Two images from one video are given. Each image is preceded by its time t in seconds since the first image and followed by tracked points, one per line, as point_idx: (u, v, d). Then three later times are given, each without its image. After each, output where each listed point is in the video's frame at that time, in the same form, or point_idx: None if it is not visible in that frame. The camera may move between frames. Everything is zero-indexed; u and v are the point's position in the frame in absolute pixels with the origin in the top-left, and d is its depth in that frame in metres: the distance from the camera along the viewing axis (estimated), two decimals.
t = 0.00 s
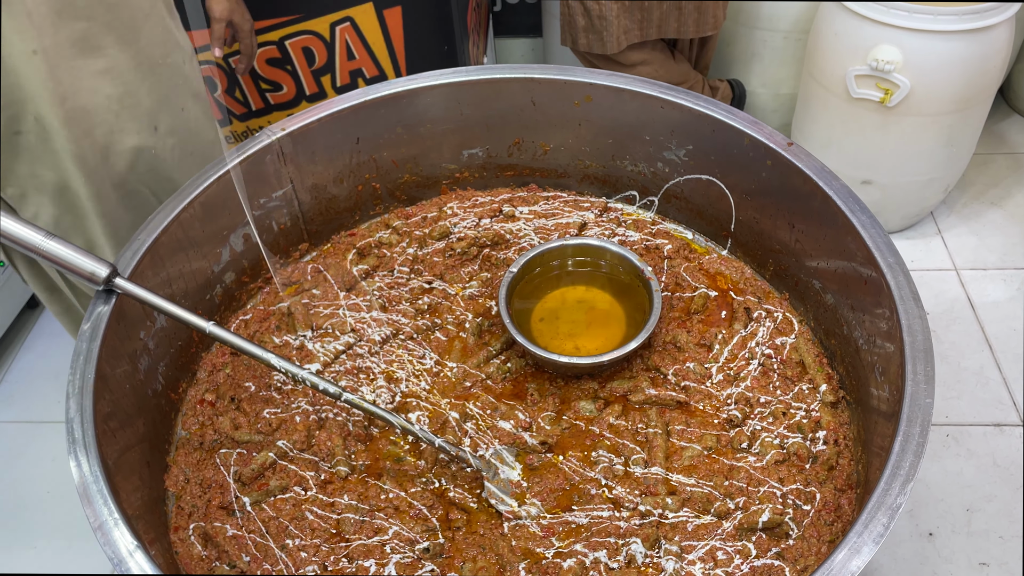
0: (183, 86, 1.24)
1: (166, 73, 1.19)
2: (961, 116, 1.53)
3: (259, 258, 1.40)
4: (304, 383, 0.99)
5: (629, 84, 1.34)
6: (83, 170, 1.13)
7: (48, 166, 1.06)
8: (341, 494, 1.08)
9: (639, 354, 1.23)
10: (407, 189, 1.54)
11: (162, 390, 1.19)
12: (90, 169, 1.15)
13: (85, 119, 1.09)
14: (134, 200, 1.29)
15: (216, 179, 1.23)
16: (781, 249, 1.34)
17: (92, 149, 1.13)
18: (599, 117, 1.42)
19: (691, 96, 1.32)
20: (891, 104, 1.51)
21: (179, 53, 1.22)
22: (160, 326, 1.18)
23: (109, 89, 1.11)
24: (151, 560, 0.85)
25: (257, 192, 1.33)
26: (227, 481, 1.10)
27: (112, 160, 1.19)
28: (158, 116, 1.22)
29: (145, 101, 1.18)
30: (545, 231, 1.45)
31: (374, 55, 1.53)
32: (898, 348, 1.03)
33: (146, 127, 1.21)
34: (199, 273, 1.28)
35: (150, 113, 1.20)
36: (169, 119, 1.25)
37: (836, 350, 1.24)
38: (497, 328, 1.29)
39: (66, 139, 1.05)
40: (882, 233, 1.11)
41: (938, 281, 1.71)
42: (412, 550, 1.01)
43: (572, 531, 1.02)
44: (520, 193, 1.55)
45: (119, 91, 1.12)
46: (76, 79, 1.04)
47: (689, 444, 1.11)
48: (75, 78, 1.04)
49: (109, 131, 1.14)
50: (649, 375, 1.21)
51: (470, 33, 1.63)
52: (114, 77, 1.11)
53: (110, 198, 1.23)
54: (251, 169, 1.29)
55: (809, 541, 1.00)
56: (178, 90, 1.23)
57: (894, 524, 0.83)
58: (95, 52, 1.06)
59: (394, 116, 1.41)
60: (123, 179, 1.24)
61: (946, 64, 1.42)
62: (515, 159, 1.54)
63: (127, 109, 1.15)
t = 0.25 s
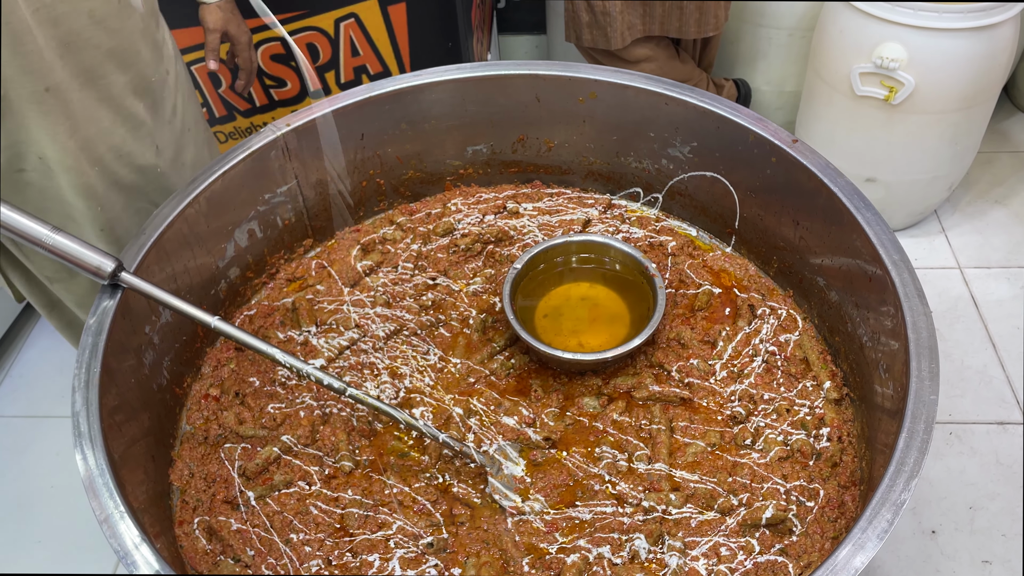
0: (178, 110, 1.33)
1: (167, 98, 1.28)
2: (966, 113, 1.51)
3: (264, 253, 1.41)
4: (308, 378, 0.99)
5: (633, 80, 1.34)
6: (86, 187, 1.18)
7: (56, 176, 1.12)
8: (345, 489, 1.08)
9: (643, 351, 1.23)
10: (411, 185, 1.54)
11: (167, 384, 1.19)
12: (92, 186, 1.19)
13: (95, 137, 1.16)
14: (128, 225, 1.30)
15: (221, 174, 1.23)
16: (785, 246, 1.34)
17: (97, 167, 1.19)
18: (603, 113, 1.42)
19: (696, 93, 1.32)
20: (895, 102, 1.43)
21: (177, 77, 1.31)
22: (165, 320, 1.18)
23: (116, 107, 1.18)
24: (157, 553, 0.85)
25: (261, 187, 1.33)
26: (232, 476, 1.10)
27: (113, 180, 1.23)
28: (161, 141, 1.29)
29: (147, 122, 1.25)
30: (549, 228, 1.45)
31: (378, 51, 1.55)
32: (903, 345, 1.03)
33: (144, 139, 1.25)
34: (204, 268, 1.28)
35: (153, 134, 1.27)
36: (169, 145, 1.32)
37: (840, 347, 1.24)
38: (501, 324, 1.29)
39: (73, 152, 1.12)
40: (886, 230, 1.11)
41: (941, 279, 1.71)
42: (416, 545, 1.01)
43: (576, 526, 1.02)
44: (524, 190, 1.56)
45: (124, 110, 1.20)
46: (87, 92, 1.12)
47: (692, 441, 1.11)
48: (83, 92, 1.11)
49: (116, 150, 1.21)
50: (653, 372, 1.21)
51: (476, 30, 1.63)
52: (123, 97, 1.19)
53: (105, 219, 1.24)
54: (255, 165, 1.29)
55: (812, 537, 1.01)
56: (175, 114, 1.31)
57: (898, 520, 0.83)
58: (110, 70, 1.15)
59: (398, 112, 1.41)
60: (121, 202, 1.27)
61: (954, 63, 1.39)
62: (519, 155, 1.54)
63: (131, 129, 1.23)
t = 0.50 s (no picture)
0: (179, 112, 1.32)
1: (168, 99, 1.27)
2: (969, 111, 1.52)
3: (268, 249, 1.41)
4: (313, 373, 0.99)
5: (637, 78, 1.34)
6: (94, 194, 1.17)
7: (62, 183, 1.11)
8: (349, 484, 1.08)
9: (646, 348, 1.23)
10: (415, 181, 1.54)
11: (171, 380, 1.20)
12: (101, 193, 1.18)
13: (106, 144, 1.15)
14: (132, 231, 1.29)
15: (225, 170, 1.23)
16: (788, 244, 1.34)
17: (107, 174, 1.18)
18: (607, 111, 1.43)
19: (699, 90, 1.32)
20: (899, 99, 1.50)
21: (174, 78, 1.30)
22: (169, 316, 1.18)
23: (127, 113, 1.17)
24: (162, 547, 0.85)
25: (265, 184, 1.34)
26: (236, 471, 1.11)
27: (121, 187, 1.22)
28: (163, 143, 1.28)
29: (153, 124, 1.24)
30: (552, 225, 1.45)
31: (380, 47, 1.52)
32: (906, 343, 1.03)
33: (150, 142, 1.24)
34: (208, 265, 1.28)
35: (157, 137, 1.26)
36: (172, 147, 1.31)
37: (843, 345, 1.25)
38: (504, 320, 1.29)
39: (83, 158, 1.12)
40: (890, 228, 1.11)
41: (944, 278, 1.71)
42: (419, 540, 1.02)
43: (578, 522, 1.03)
44: (527, 186, 1.56)
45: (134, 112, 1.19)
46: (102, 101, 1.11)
47: (695, 437, 1.11)
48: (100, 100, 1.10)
49: (128, 156, 1.20)
50: (655, 369, 1.21)
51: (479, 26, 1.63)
52: (133, 103, 1.18)
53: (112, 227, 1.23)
54: (259, 161, 1.30)
55: (815, 534, 1.01)
56: (175, 116, 1.31)
57: (901, 516, 0.83)
58: (121, 78, 1.14)
59: (402, 109, 1.41)
60: (128, 208, 1.26)
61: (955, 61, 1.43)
62: (523, 152, 1.54)
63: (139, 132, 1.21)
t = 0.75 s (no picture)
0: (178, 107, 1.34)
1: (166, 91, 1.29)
2: (973, 109, 1.51)
3: (270, 246, 1.41)
4: (315, 369, 0.99)
5: (640, 75, 1.34)
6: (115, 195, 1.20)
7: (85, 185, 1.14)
8: (351, 481, 1.08)
9: (648, 345, 1.23)
10: (417, 178, 1.54)
11: (173, 375, 1.20)
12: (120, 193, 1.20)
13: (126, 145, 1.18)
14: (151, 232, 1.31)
15: (228, 166, 1.23)
16: (791, 241, 1.34)
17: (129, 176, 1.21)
18: (610, 108, 1.42)
19: (703, 88, 1.32)
20: (903, 97, 1.52)
21: (173, 82, 1.32)
22: (171, 312, 1.18)
23: (142, 114, 1.20)
24: (164, 542, 0.85)
25: (268, 180, 1.34)
26: (238, 467, 1.11)
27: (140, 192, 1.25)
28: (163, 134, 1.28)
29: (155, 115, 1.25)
30: (555, 222, 1.45)
31: (384, 44, 1.53)
32: (909, 341, 1.03)
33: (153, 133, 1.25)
34: (211, 261, 1.28)
35: (165, 136, 1.29)
36: (171, 141, 1.32)
37: (846, 343, 1.24)
38: (506, 318, 1.29)
39: (105, 159, 1.14)
40: (893, 226, 1.11)
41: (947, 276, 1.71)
42: (421, 537, 1.02)
43: (580, 519, 1.03)
44: (530, 183, 1.55)
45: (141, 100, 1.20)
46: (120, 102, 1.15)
47: (697, 435, 1.11)
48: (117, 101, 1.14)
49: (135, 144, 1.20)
50: (658, 366, 1.21)
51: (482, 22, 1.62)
52: (136, 97, 1.19)
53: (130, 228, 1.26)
54: (262, 158, 1.30)
55: (817, 532, 1.01)
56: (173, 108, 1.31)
57: (904, 515, 0.83)
58: (130, 80, 1.17)
59: (405, 105, 1.41)
60: (139, 203, 1.26)
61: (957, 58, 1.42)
62: (525, 149, 1.54)
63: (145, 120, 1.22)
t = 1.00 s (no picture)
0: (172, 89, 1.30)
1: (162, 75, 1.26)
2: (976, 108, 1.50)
3: (270, 242, 1.40)
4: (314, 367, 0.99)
5: (642, 71, 1.34)
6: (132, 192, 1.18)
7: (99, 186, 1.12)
8: (351, 478, 1.08)
9: (649, 343, 1.23)
10: (418, 175, 1.53)
11: (173, 372, 1.20)
12: (139, 189, 1.19)
13: (143, 139, 1.16)
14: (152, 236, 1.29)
15: (229, 162, 1.23)
16: (793, 239, 1.33)
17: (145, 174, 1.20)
18: (612, 105, 1.42)
19: (705, 85, 1.31)
20: (906, 94, 1.50)
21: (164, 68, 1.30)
22: (171, 308, 1.18)
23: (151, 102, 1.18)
24: (163, 540, 0.85)
25: (268, 176, 1.33)
26: (237, 464, 1.10)
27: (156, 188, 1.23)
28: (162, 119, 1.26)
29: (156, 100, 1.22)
30: (556, 220, 1.45)
31: (385, 40, 1.52)
32: (911, 341, 1.02)
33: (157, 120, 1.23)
34: (211, 257, 1.28)
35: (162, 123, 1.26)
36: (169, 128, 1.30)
37: (848, 341, 1.24)
38: (507, 315, 1.29)
39: (125, 152, 1.13)
40: (896, 224, 1.10)
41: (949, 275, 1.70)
42: (421, 535, 1.01)
43: (580, 518, 1.03)
44: (531, 180, 1.55)
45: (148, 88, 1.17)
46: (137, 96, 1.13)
47: (698, 433, 1.11)
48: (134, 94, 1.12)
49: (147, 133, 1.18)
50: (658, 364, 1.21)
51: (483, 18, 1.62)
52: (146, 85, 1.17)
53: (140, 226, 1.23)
54: (263, 154, 1.29)
55: (818, 531, 1.01)
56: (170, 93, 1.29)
57: (905, 515, 0.83)
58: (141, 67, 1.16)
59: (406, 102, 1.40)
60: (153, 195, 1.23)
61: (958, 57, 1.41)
62: (527, 146, 1.53)
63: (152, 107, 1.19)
